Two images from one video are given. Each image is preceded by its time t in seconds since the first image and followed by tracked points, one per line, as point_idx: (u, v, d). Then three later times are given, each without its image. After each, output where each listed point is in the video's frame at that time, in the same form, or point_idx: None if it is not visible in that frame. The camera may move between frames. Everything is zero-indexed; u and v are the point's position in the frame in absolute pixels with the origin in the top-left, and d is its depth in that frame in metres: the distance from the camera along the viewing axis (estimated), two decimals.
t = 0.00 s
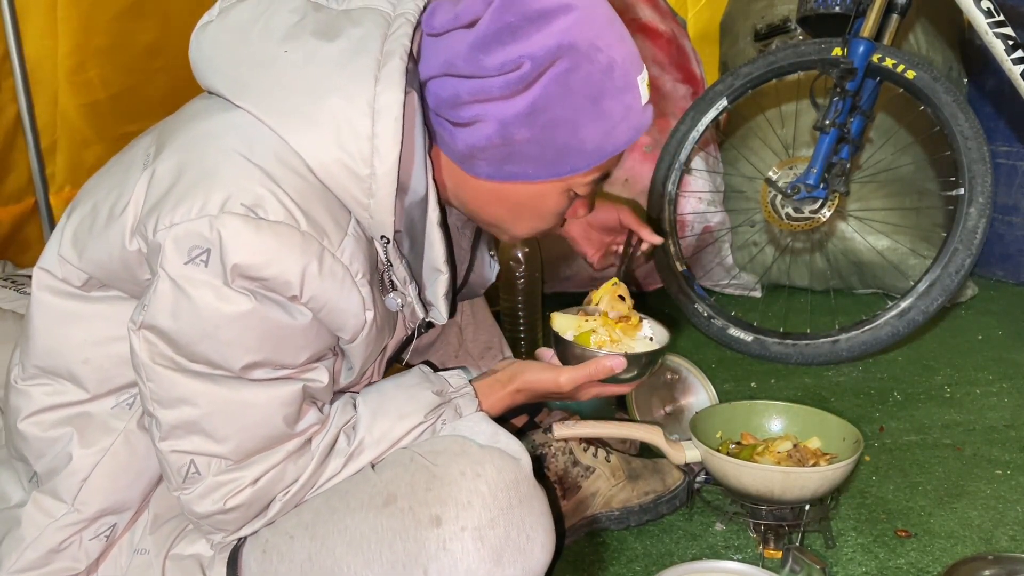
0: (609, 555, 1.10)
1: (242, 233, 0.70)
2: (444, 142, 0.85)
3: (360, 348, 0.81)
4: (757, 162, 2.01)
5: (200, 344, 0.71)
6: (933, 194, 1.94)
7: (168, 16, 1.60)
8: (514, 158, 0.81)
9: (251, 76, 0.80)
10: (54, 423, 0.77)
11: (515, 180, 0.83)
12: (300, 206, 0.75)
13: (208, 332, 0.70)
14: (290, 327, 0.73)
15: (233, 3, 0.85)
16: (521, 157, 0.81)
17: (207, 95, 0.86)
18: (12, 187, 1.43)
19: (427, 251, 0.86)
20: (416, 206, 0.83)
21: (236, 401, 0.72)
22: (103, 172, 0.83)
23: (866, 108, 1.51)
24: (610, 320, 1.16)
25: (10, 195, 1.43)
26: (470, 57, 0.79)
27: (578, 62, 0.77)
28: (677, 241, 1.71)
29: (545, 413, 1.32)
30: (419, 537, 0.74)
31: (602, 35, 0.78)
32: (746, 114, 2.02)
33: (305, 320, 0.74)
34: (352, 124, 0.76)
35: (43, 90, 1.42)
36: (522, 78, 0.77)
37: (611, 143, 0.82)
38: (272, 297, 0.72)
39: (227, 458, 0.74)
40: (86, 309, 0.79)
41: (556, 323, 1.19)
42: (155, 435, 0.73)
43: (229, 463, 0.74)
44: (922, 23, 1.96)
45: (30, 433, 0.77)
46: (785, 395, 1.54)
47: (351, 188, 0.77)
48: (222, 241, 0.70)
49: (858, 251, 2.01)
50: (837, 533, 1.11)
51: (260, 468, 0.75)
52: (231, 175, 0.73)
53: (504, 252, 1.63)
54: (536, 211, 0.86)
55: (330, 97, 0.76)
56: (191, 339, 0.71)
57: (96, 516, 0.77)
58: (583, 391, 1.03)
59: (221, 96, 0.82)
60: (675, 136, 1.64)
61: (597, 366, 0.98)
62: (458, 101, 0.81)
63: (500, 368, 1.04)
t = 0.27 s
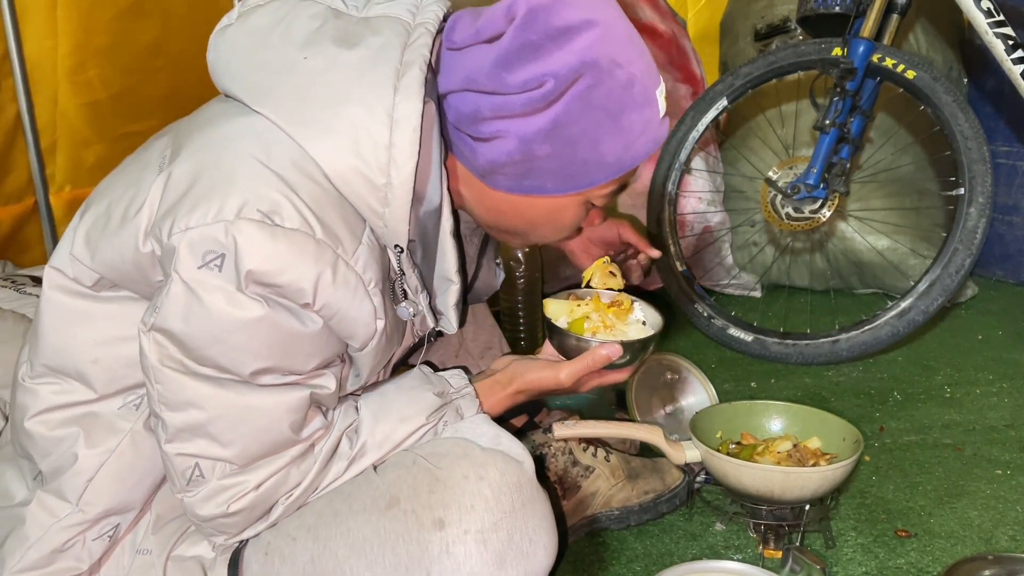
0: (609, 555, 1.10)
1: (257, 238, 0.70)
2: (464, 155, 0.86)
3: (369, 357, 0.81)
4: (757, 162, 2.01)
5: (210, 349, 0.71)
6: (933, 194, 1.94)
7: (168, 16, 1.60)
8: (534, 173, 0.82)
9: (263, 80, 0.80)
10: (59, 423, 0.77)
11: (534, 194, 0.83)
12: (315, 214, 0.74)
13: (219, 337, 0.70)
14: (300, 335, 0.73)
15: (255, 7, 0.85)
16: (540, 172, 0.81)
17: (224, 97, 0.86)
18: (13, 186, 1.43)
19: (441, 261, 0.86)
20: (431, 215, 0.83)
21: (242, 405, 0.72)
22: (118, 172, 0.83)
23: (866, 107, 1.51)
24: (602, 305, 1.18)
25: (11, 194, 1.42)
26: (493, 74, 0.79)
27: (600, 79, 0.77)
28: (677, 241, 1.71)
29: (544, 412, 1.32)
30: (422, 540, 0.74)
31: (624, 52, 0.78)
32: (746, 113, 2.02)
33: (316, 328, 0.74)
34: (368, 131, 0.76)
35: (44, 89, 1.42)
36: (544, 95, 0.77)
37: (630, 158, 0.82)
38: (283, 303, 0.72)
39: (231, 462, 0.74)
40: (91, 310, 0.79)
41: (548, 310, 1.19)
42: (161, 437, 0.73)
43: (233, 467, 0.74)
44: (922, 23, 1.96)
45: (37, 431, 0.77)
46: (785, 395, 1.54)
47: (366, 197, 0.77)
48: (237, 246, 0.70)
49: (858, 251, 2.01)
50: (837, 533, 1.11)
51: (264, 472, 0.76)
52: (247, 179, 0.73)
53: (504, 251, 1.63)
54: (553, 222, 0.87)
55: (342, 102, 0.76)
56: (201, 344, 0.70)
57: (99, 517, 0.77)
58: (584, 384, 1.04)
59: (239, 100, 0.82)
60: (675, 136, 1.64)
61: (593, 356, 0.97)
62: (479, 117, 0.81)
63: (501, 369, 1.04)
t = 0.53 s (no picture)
0: (609, 555, 1.10)
1: (261, 240, 0.70)
2: (470, 158, 0.85)
3: (372, 360, 0.81)
4: (757, 162, 2.01)
5: (213, 351, 0.70)
6: (933, 194, 1.94)
7: (168, 16, 1.60)
8: (540, 178, 0.82)
9: (265, 81, 0.80)
10: (62, 423, 0.77)
11: (541, 199, 0.83)
12: (320, 215, 0.74)
13: (222, 339, 0.70)
14: (304, 337, 0.73)
15: (260, 8, 0.85)
16: (547, 177, 0.81)
17: (230, 98, 0.86)
18: (13, 186, 1.43)
19: (445, 262, 0.87)
20: (435, 218, 0.83)
21: (245, 407, 0.72)
22: (124, 172, 0.83)
23: (866, 108, 1.51)
24: (595, 299, 1.15)
25: (11, 195, 1.42)
26: (501, 81, 0.78)
27: (608, 87, 0.77)
28: (677, 241, 1.71)
29: (545, 413, 1.32)
30: (423, 541, 0.74)
31: (633, 59, 0.78)
32: (746, 113, 2.02)
33: (319, 330, 0.74)
34: (372, 134, 0.76)
35: (44, 89, 1.42)
36: (553, 103, 0.77)
37: (636, 163, 0.82)
38: (287, 305, 0.72)
39: (233, 464, 0.74)
40: (94, 310, 0.79)
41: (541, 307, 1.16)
42: (162, 438, 0.73)
43: (235, 469, 0.74)
44: (922, 23, 1.96)
45: (38, 432, 0.77)
46: (785, 395, 1.54)
47: (371, 200, 0.78)
48: (241, 248, 0.70)
49: (858, 251, 2.01)
50: (837, 533, 1.11)
51: (265, 474, 0.76)
52: (252, 181, 0.73)
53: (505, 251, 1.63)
54: (559, 225, 0.87)
55: (347, 104, 0.76)
56: (204, 346, 0.70)
57: (100, 517, 0.77)
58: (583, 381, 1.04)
59: (244, 101, 0.82)
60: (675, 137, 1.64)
61: (591, 353, 0.97)
62: (487, 122, 0.80)
63: (500, 369, 1.05)
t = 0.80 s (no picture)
0: (609, 555, 1.10)
1: (263, 240, 0.70)
2: (470, 164, 0.86)
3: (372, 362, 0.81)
4: (757, 162, 2.01)
5: (213, 351, 0.70)
6: (933, 194, 1.93)
7: (168, 16, 1.60)
8: (539, 183, 0.82)
9: (267, 82, 0.79)
10: (63, 423, 0.77)
11: (542, 203, 0.84)
12: (321, 216, 0.74)
13: (223, 339, 0.70)
14: (305, 338, 0.73)
15: (260, 10, 0.85)
16: (546, 182, 0.82)
17: (229, 98, 0.86)
18: (13, 186, 1.43)
19: (445, 263, 0.87)
20: (436, 219, 0.83)
21: (245, 407, 0.72)
22: (126, 172, 0.83)
23: (866, 107, 1.51)
24: (577, 282, 1.21)
25: (11, 195, 1.42)
26: (493, 91, 0.79)
27: (600, 90, 0.76)
28: (677, 241, 1.71)
29: (545, 413, 1.32)
30: (422, 540, 0.74)
31: (624, 60, 0.77)
32: (746, 113, 2.02)
33: (320, 330, 0.74)
34: (372, 135, 0.76)
35: (44, 89, 1.42)
36: (545, 111, 0.77)
37: (635, 162, 0.82)
38: (288, 305, 0.72)
39: (233, 463, 0.74)
40: (95, 309, 0.79)
41: (526, 295, 1.21)
42: (162, 438, 0.73)
43: (235, 468, 0.74)
44: (922, 22, 1.96)
45: (39, 432, 0.77)
46: (784, 395, 1.54)
47: (372, 201, 0.78)
48: (242, 249, 0.70)
49: (858, 251, 2.01)
50: (837, 533, 1.11)
51: (265, 474, 0.76)
52: (253, 182, 0.73)
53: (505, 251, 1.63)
54: (561, 225, 0.88)
55: (350, 105, 0.76)
56: (205, 346, 0.70)
57: (100, 517, 0.77)
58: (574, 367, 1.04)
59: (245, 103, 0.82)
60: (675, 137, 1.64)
61: (580, 337, 0.98)
62: (482, 132, 0.81)
63: (494, 364, 1.05)
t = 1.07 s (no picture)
0: (609, 555, 1.10)
1: (264, 242, 0.70)
2: (479, 185, 0.86)
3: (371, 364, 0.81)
4: (757, 162, 2.01)
5: (214, 352, 0.71)
6: (933, 194, 1.93)
7: (169, 16, 1.60)
8: (554, 204, 0.83)
9: (269, 83, 0.79)
10: (63, 422, 0.77)
11: (557, 221, 0.86)
12: (323, 218, 0.74)
13: (223, 340, 0.70)
14: (306, 339, 0.73)
15: (264, 12, 0.85)
16: (561, 203, 0.83)
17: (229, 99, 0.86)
18: (13, 186, 1.43)
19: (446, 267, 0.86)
20: (437, 224, 0.82)
21: (245, 407, 0.72)
22: (128, 173, 0.83)
23: (866, 107, 1.51)
24: (562, 265, 1.20)
25: (11, 194, 1.42)
26: (504, 123, 0.78)
27: (612, 116, 0.77)
28: (677, 241, 1.71)
29: (545, 413, 1.32)
30: (422, 540, 0.74)
31: (633, 82, 0.77)
32: (746, 113, 2.02)
33: (320, 331, 0.74)
34: (374, 137, 0.76)
35: (44, 89, 1.42)
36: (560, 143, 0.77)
37: (647, 176, 0.84)
38: (289, 307, 0.72)
39: (233, 463, 0.74)
40: (95, 309, 0.79)
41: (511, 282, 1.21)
42: (162, 438, 0.73)
43: (235, 468, 0.74)
44: (922, 22, 1.96)
45: (38, 432, 0.77)
46: (784, 395, 1.54)
47: (372, 204, 0.78)
48: (243, 250, 0.70)
49: (858, 251, 2.01)
50: (837, 533, 1.11)
51: (265, 473, 0.76)
52: (255, 183, 0.73)
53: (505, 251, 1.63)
54: (575, 236, 0.90)
55: (351, 107, 0.76)
56: (205, 347, 0.70)
57: (100, 517, 0.77)
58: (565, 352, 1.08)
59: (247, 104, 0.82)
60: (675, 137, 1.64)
61: (569, 316, 1.01)
62: (495, 161, 0.81)
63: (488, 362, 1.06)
